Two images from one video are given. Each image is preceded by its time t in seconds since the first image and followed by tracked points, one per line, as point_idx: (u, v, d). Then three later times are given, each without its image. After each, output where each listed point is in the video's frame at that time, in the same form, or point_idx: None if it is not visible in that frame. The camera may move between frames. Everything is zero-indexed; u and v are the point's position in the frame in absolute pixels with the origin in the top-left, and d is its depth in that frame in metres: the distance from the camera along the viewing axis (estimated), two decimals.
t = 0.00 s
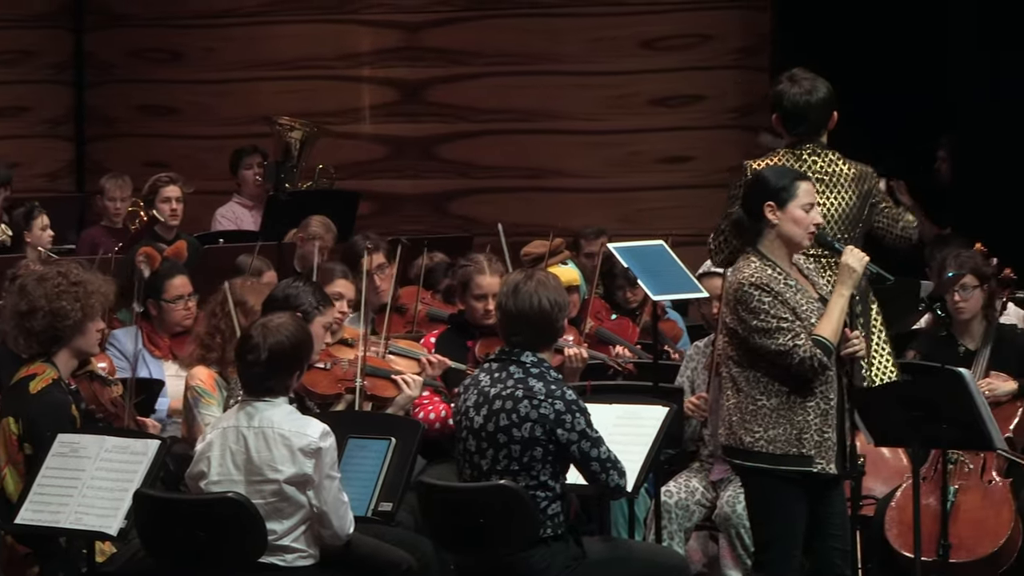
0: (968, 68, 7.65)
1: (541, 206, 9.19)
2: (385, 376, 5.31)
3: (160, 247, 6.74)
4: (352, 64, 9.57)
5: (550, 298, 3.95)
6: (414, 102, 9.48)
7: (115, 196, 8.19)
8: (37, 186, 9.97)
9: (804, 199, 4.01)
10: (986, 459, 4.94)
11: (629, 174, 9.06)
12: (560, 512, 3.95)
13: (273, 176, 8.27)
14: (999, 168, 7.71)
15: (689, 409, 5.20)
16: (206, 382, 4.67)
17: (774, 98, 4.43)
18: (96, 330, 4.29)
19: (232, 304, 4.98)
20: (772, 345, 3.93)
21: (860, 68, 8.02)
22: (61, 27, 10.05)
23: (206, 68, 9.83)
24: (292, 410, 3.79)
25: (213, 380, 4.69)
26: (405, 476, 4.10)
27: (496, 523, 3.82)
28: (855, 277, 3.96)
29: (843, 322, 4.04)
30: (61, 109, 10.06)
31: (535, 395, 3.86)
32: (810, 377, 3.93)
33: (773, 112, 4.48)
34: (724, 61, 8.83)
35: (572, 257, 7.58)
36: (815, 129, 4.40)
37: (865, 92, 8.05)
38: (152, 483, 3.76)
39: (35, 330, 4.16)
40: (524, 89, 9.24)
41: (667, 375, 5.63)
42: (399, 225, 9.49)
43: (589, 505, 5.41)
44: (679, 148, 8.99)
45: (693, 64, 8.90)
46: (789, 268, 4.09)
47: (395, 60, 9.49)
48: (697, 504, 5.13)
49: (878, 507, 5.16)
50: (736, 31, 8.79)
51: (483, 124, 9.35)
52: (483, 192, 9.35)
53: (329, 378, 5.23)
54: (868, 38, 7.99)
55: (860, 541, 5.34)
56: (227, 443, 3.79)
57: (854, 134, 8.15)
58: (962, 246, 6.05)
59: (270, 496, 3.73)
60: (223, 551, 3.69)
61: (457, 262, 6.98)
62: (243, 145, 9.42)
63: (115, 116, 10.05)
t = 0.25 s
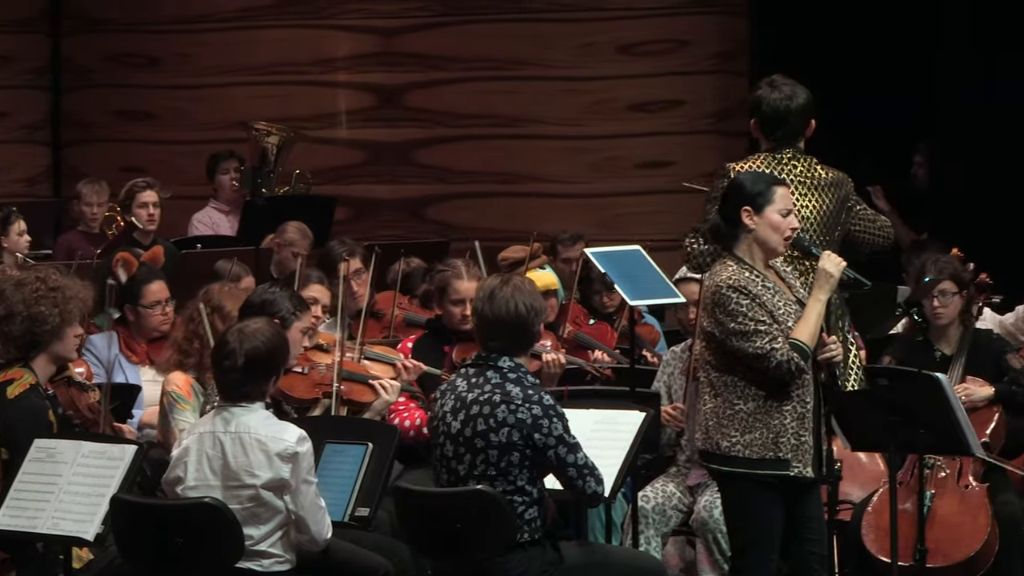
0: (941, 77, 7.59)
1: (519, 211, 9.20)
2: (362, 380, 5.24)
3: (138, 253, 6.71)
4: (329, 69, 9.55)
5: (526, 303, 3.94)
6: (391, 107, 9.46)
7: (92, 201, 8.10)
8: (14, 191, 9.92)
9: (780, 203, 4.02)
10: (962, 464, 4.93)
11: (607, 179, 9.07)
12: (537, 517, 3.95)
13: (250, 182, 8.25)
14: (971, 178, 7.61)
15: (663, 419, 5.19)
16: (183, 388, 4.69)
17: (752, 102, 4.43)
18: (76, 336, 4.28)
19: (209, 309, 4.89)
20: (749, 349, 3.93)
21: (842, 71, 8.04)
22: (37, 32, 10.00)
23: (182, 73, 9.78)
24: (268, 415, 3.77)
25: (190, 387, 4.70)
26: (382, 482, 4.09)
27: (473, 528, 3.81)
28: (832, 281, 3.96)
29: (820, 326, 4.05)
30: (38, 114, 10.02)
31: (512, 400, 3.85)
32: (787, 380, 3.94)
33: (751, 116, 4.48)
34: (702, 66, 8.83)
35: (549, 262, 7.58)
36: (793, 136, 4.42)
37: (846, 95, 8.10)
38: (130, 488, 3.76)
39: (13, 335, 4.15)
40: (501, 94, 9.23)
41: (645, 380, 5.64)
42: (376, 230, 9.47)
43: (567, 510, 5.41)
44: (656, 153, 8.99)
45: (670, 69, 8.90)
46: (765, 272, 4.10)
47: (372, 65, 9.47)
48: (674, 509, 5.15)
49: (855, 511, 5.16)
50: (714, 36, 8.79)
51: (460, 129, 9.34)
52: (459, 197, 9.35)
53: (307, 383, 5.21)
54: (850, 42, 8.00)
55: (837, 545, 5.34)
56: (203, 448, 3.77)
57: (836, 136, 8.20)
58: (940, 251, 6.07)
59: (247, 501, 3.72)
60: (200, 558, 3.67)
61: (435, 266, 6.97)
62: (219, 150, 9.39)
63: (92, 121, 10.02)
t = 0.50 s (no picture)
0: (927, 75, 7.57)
1: (498, 213, 9.17)
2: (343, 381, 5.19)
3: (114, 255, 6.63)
4: (307, 70, 9.50)
5: (506, 306, 3.92)
6: (370, 109, 9.42)
7: (69, 203, 8.03)
8: None
9: (761, 205, 4.00)
10: (943, 467, 4.94)
11: (586, 181, 9.04)
12: (517, 521, 3.92)
13: (228, 184, 8.17)
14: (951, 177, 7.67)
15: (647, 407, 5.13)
16: (161, 390, 4.60)
17: (735, 97, 4.42)
18: (54, 339, 4.23)
19: (187, 312, 4.92)
20: (729, 352, 3.91)
21: (820, 67, 7.79)
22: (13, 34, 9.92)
23: (160, 75, 9.72)
24: (246, 419, 3.74)
25: (169, 389, 4.61)
26: (361, 485, 4.06)
27: (453, 532, 3.78)
28: (813, 284, 3.95)
29: (801, 328, 4.03)
30: (14, 116, 9.93)
31: (491, 404, 3.82)
32: (768, 383, 3.91)
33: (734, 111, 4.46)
34: (683, 68, 8.81)
35: (529, 265, 7.55)
36: (774, 132, 4.40)
37: (824, 93, 7.84)
38: (107, 492, 3.71)
39: None
40: (481, 96, 9.20)
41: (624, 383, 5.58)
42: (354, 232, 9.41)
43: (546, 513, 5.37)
44: (636, 156, 8.98)
45: (650, 71, 8.88)
46: (746, 274, 4.07)
47: (350, 66, 9.43)
48: (655, 512, 5.10)
49: (836, 515, 5.15)
50: (695, 38, 8.78)
51: (439, 131, 9.31)
52: (438, 200, 9.31)
53: (284, 384, 5.13)
54: (829, 37, 7.76)
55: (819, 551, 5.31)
56: (180, 452, 3.73)
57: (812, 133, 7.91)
58: (921, 254, 6.07)
59: (224, 505, 3.68)
60: (177, 562, 3.64)
61: (413, 269, 6.93)
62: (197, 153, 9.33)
63: (69, 123, 9.95)
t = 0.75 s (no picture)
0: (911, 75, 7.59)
1: (477, 213, 9.13)
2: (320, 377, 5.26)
3: (91, 256, 6.56)
4: (285, 70, 9.43)
5: (486, 307, 3.89)
6: (348, 109, 9.36)
7: (46, 204, 7.92)
8: None
9: (741, 205, 3.97)
10: (926, 469, 4.92)
11: (566, 181, 9.00)
12: (497, 522, 3.89)
13: (205, 184, 8.11)
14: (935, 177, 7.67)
15: (628, 409, 5.11)
16: (139, 392, 4.55)
17: (707, 108, 4.39)
18: (27, 341, 4.21)
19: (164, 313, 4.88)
20: (710, 353, 3.88)
21: (798, 73, 7.69)
22: None
23: (136, 74, 9.65)
24: (225, 420, 3.74)
25: (146, 390, 4.56)
26: (339, 489, 4.02)
27: (432, 533, 3.74)
28: (794, 285, 3.92)
29: (782, 328, 4.00)
30: None
31: (471, 404, 3.79)
32: (749, 384, 3.88)
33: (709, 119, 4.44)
34: (662, 68, 8.77)
35: (508, 265, 7.52)
36: (751, 136, 4.39)
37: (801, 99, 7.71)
38: (83, 494, 3.70)
39: None
40: (459, 96, 9.16)
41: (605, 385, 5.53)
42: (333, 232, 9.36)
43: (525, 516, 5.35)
44: (616, 156, 8.95)
45: (628, 71, 8.85)
46: (726, 275, 4.05)
47: (328, 66, 9.37)
48: (635, 514, 5.06)
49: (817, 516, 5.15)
50: (673, 38, 8.73)
51: (417, 131, 9.25)
52: (417, 200, 9.25)
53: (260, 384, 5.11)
54: (807, 42, 7.67)
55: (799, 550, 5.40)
56: (158, 454, 3.74)
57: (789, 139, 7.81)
58: (899, 254, 6.09)
59: (202, 507, 3.68)
60: (155, 565, 3.63)
61: (392, 270, 6.89)
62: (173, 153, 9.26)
63: (44, 123, 9.83)
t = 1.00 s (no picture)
0: (875, 84, 7.53)
1: (455, 215, 9.05)
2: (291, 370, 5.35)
3: (65, 259, 6.48)
4: (262, 71, 9.37)
5: (464, 310, 3.84)
6: (326, 110, 9.29)
7: (21, 206, 7.80)
8: None
9: (720, 209, 3.93)
10: (907, 473, 4.87)
11: (545, 183, 8.97)
12: (475, 527, 3.84)
13: (182, 186, 8.06)
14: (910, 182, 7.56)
15: (606, 416, 5.07)
16: (113, 395, 4.50)
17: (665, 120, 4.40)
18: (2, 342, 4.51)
19: (140, 316, 4.80)
20: (689, 356, 3.83)
21: (774, 74, 7.70)
22: None
23: (112, 75, 9.57)
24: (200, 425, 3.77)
25: (121, 394, 4.51)
26: (317, 493, 4.05)
27: (409, 538, 3.69)
28: (774, 287, 3.90)
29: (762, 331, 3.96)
30: None
31: (449, 408, 3.74)
32: (728, 388, 3.84)
33: (671, 129, 4.41)
34: (641, 69, 8.76)
35: (486, 268, 7.46)
36: (718, 140, 4.41)
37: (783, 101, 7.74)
38: (57, 498, 3.81)
39: None
40: (437, 97, 9.10)
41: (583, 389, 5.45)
42: (310, 235, 9.27)
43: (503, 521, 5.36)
44: (596, 158, 8.91)
45: (607, 72, 8.83)
46: (706, 278, 4.00)
47: (305, 67, 9.30)
48: (614, 519, 5.02)
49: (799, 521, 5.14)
50: (652, 39, 8.72)
51: (395, 133, 9.18)
52: (395, 202, 9.17)
53: (237, 381, 5.21)
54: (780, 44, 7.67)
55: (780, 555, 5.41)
56: (133, 458, 3.76)
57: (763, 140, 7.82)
58: (881, 257, 6.08)
59: (178, 512, 3.72)
60: (132, 569, 3.65)
61: (368, 273, 6.83)
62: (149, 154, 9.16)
63: (20, 125, 9.68)
